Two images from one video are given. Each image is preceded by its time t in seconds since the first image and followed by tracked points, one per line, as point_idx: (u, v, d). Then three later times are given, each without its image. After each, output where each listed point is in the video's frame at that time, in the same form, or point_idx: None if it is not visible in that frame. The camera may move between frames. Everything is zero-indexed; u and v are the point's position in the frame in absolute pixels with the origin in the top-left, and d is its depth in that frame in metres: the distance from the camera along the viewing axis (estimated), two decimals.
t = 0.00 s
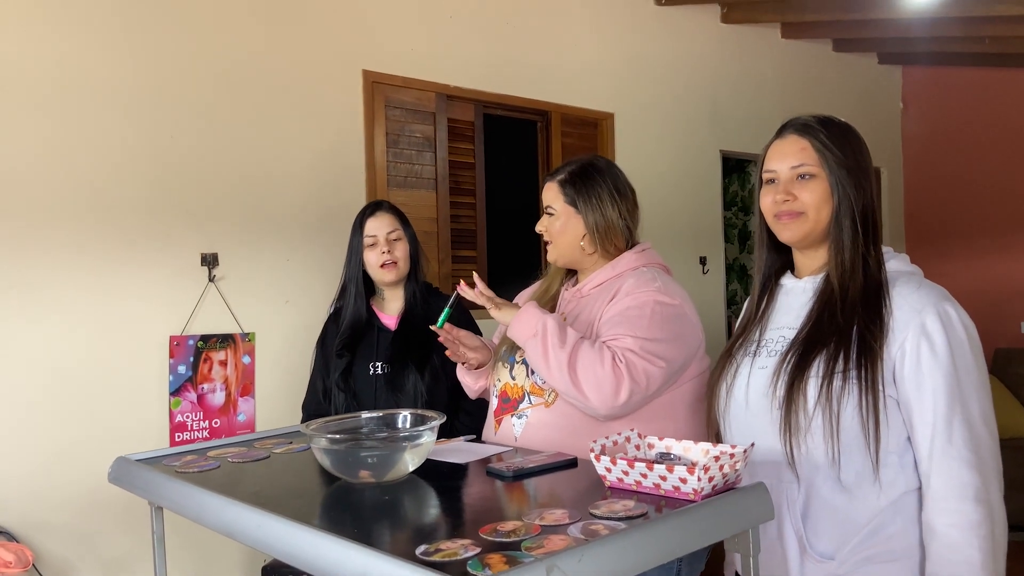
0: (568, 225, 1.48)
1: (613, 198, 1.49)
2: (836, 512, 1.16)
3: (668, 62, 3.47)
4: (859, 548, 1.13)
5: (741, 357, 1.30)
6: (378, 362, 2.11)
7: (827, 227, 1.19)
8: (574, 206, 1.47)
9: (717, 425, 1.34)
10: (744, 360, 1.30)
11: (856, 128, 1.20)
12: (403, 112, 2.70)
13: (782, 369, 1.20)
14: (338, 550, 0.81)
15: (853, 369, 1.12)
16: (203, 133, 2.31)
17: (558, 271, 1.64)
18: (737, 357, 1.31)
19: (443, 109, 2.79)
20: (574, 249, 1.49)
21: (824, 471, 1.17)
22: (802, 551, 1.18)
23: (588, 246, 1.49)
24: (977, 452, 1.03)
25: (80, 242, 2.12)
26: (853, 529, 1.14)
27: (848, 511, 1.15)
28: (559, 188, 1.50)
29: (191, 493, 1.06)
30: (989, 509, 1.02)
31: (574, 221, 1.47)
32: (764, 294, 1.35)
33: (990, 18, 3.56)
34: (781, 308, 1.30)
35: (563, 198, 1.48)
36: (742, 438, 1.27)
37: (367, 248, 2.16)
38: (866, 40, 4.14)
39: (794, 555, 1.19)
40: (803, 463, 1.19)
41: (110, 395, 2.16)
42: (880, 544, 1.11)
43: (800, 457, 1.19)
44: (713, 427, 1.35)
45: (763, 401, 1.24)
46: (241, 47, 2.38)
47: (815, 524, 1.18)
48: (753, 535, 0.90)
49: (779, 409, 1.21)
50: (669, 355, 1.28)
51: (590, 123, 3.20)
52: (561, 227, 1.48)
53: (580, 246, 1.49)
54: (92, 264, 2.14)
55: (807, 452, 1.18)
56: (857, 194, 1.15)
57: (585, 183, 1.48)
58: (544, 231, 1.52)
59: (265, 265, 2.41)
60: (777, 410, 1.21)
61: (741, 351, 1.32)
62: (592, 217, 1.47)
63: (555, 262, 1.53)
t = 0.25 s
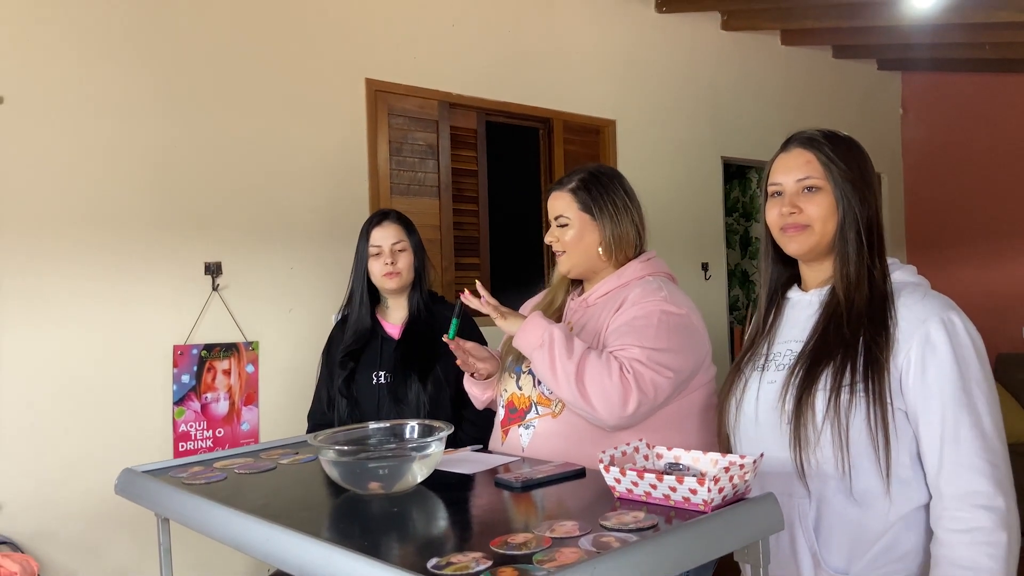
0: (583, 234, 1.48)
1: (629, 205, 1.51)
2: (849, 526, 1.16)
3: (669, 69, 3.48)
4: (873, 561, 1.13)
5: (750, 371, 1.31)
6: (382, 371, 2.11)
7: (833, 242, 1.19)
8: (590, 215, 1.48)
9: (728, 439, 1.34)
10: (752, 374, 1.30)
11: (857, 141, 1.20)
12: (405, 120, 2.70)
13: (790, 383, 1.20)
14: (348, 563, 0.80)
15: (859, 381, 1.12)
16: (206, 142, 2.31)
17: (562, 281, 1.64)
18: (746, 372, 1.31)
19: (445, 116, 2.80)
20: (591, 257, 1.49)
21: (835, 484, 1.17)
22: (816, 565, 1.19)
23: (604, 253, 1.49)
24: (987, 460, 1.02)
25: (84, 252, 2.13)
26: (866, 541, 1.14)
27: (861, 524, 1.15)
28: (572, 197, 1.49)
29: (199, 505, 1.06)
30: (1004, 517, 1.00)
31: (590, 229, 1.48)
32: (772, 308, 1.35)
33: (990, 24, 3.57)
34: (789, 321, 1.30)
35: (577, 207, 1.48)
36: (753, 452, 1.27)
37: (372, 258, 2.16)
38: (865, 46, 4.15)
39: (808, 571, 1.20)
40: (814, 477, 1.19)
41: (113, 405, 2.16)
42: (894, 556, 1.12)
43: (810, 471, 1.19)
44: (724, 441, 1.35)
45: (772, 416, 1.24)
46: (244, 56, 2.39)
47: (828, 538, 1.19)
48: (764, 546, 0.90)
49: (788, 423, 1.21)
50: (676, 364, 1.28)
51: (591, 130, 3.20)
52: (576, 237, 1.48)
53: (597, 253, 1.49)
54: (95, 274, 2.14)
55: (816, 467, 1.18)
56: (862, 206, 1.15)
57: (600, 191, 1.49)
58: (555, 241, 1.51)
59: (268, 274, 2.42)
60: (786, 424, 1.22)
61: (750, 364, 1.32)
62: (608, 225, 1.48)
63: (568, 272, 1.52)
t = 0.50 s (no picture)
0: (590, 237, 1.47)
1: (635, 208, 1.51)
2: (843, 513, 1.16)
3: (669, 72, 3.48)
4: (865, 549, 1.13)
5: (749, 360, 1.30)
6: (385, 375, 2.10)
7: (837, 232, 1.19)
8: (597, 217, 1.48)
9: (726, 429, 1.33)
10: (752, 363, 1.30)
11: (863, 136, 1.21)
12: (406, 123, 2.70)
13: (789, 369, 1.20)
14: (353, 566, 0.80)
15: (858, 368, 1.12)
16: (207, 146, 2.31)
17: (567, 285, 1.64)
18: (746, 361, 1.31)
19: (446, 119, 2.80)
20: (598, 259, 1.49)
21: (830, 471, 1.16)
22: (809, 551, 1.18)
23: (611, 255, 1.49)
24: (983, 452, 1.01)
25: (84, 256, 2.12)
26: (859, 530, 1.14)
27: (855, 512, 1.14)
28: (579, 199, 1.49)
29: (202, 509, 1.06)
30: (994, 510, 1.00)
31: (597, 232, 1.48)
32: (775, 299, 1.35)
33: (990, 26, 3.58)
34: (790, 312, 1.30)
35: (585, 210, 1.48)
36: (750, 439, 1.27)
37: (376, 260, 2.16)
38: (865, 49, 4.16)
39: (802, 558, 1.19)
40: (809, 464, 1.18)
41: (114, 409, 2.15)
42: (888, 543, 1.11)
43: (805, 458, 1.18)
44: (723, 432, 1.34)
45: (770, 403, 1.23)
46: (245, 60, 2.39)
47: (822, 526, 1.18)
48: (770, 548, 0.89)
49: (785, 409, 1.21)
50: (682, 369, 1.28)
51: (592, 133, 3.21)
52: (583, 239, 1.47)
53: (604, 255, 1.49)
54: (96, 278, 2.14)
55: (811, 453, 1.18)
56: (868, 197, 1.15)
57: (606, 194, 1.49)
58: (561, 244, 1.51)
59: (269, 278, 2.41)
60: (783, 411, 1.21)
61: (750, 354, 1.31)
62: (614, 228, 1.48)
63: (574, 276, 1.52)
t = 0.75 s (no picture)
0: (587, 234, 1.47)
1: (636, 207, 1.49)
2: (847, 514, 1.15)
3: (671, 71, 3.48)
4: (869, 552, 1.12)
5: (752, 360, 1.30)
6: (388, 374, 2.10)
7: (841, 234, 1.18)
8: (595, 215, 1.47)
9: (728, 428, 1.33)
10: (755, 362, 1.29)
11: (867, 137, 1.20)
12: (408, 121, 2.69)
13: (794, 370, 1.20)
14: (356, 566, 0.79)
15: (865, 371, 1.11)
16: (207, 144, 2.31)
17: (571, 283, 1.63)
18: (749, 361, 1.30)
19: (448, 118, 2.79)
20: (594, 258, 1.48)
21: (834, 473, 1.16)
22: (813, 553, 1.18)
23: (608, 254, 1.48)
24: (989, 457, 1.02)
25: (85, 254, 2.12)
26: (863, 533, 1.13)
27: (859, 514, 1.14)
28: (579, 197, 1.49)
29: (203, 508, 1.05)
30: (1000, 515, 1.00)
31: (594, 230, 1.47)
32: (778, 298, 1.34)
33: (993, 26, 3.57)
34: (794, 312, 1.30)
35: (583, 207, 1.47)
36: (753, 439, 1.26)
37: (379, 259, 2.15)
38: (868, 48, 4.15)
39: (805, 560, 1.19)
40: (813, 466, 1.18)
41: (114, 407, 2.14)
42: (892, 545, 1.11)
43: (809, 459, 1.18)
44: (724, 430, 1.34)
45: (774, 404, 1.23)
46: (246, 58, 2.39)
47: (826, 527, 1.18)
48: (774, 550, 0.89)
49: (790, 411, 1.20)
50: (688, 370, 1.27)
51: (593, 132, 3.20)
52: (580, 237, 1.47)
53: (601, 254, 1.48)
54: (96, 276, 2.13)
55: (815, 454, 1.17)
56: (872, 199, 1.15)
57: (605, 192, 1.48)
58: (561, 240, 1.51)
59: (270, 276, 2.41)
60: (788, 412, 1.21)
61: (753, 353, 1.31)
62: (613, 226, 1.47)
63: (573, 273, 1.52)
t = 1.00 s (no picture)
0: (596, 227, 1.47)
1: (643, 196, 1.48)
2: (868, 511, 1.15)
3: (684, 63, 3.46)
4: (891, 546, 1.13)
5: (769, 354, 1.29)
6: (400, 364, 2.11)
7: (844, 226, 1.18)
8: (602, 207, 1.47)
9: (744, 421, 1.33)
10: (772, 357, 1.29)
11: (885, 126, 1.17)
12: (419, 113, 2.69)
13: (813, 367, 1.19)
14: (373, 553, 0.80)
15: (885, 367, 1.11)
16: (220, 134, 2.32)
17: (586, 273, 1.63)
18: (765, 354, 1.30)
19: (459, 109, 2.79)
20: (604, 250, 1.48)
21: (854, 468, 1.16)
22: (836, 549, 1.18)
23: (618, 245, 1.48)
24: (1010, 451, 1.01)
25: (99, 243, 2.13)
26: (883, 527, 1.14)
27: (879, 510, 1.14)
28: (585, 191, 1.49)
29: (219, 495, 1.06)
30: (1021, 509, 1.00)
31: (602, 223, 1.47)
32: (792, 292, 1.33)
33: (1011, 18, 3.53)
34: (810, 305, 1.29)
35: (590, 200, 1.48)
36: (771, 434, 1.26)
37: (392, 250, 2.16)
38: (882, 40, 4.12)
39: (828, 556, 1.19)
40: (833, 462, 1.18)
41: (128, 396, 2.16)
42: (914, 541, 1.11)
43: (829, 455, 1.18)
44: (739, 422, 1.34)
45: (794, 400, 1.23)
46: (259, 48, 2.39)
47: (847, 523, 1.17)
48: (789, 542, 0.89)
49: (809, 407, 1.20)
50: (704, 362, 1.27)
51: (605, 124, 3.19)
52: (588, 230, 1.48)
53: (611, 246, 1.48)
54: (110, 265, 2.15)
55: (835, 450, 1.17)
56: (876, 195, 1.13)
57: (611, 183, 1.48)
58: (572, 234, 1.51)
59: (282, 266, 2.42)
60: (808, 408, 1.21)
61: (769, 348, 1.30)
62: (621, 217, 1.46)
63: (584, 265, 1.53)
